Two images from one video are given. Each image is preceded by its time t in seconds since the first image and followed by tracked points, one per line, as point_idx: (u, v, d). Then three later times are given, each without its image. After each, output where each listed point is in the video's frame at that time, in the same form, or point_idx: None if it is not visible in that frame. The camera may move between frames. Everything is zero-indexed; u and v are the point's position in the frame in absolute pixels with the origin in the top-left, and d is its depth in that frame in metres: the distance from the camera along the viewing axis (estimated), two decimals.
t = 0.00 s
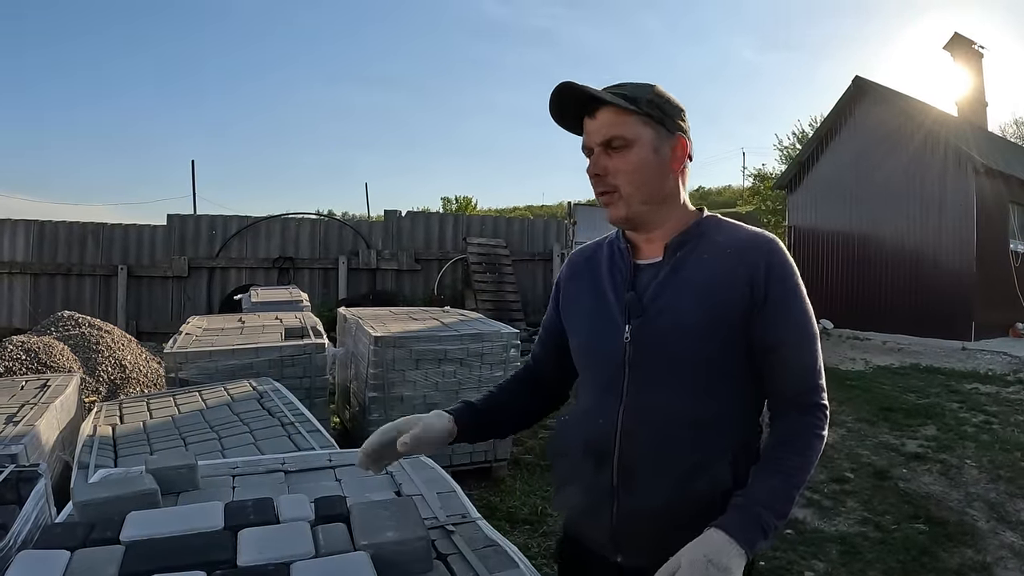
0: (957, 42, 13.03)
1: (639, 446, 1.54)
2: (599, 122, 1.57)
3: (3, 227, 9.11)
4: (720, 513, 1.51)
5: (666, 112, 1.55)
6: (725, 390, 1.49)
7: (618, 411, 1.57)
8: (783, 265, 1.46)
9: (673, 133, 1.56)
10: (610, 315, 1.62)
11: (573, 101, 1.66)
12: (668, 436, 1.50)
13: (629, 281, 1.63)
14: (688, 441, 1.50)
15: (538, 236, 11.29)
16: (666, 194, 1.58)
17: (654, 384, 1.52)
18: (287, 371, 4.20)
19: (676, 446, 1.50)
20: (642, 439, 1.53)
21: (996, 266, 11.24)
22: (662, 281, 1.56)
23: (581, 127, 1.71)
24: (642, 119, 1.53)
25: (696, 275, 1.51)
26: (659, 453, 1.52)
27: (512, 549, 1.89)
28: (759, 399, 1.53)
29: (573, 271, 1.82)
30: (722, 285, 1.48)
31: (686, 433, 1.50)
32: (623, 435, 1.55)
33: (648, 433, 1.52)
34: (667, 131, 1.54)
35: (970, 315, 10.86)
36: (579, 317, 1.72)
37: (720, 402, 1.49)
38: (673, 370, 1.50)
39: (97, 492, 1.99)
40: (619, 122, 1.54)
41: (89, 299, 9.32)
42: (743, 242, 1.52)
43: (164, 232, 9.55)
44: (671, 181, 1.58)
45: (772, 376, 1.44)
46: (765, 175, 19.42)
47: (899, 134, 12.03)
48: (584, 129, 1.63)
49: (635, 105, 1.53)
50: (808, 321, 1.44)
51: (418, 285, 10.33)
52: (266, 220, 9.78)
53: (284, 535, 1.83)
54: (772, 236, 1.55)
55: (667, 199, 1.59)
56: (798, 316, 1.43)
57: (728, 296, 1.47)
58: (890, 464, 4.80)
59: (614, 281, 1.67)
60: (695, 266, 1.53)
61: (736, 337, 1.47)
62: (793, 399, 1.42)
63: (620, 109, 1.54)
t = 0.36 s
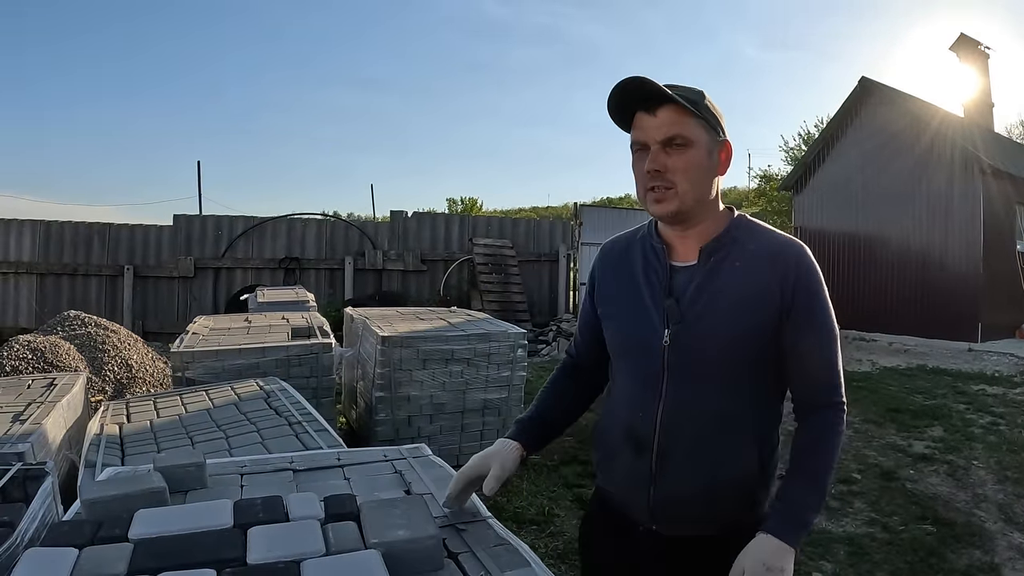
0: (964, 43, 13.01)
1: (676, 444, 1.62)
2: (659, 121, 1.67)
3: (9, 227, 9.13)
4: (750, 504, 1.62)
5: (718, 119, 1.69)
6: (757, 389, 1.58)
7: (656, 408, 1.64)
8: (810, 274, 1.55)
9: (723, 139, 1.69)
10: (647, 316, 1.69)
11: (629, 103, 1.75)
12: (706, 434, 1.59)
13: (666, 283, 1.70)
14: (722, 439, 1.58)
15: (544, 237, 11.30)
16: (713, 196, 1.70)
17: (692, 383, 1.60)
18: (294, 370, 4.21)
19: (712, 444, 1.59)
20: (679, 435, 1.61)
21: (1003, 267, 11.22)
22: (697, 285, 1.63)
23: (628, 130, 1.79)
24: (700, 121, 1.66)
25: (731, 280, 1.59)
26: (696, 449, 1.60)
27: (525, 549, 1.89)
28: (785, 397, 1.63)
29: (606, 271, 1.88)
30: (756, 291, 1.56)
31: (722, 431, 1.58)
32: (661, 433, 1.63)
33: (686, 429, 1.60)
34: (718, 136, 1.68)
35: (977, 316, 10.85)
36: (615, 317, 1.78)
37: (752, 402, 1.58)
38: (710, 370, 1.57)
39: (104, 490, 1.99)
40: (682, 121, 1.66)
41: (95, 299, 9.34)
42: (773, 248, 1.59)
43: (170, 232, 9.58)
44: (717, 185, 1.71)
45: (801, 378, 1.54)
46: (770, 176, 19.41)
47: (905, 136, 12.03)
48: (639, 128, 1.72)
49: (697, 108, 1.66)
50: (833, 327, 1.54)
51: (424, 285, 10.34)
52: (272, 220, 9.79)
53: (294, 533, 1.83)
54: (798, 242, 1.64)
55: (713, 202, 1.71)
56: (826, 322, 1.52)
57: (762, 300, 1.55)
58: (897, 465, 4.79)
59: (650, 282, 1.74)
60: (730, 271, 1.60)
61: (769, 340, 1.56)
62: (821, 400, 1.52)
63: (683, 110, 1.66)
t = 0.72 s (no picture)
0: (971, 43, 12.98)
1: (675, 427, 1.73)
2: (664, 124, 1.82)
3: (16, 226, 9.16)
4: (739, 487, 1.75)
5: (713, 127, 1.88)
6: (749, 378, 1.73)
7: (656, 393, 1.75)
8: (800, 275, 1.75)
9: (717, 145, 1.88)
10: (646, 305, 1.80)
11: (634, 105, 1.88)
12: (705, 417, 1.72)
13: (664, 274, 1.82)
14: (721, 422, 1.72)
15: (551, 237, 11.29)
16: (709, 197, 1.86)
17: (693, 369, 1.72)
18: (301, 370, 4.21)
19: (712, 427, 1.72)
20: (678, 417, 1.73)
21: (1013, 268, 11.18)
22: (697, 278, 1.77)
23: (629, 132, 1.92)
24: (701, 128, 1.83)
25: (729, 275, 1.74)
26: (693, 431, 1.72)
27: (535, 549, 1.89)
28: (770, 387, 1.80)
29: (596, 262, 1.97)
30: (754, 286, 1.72)
31: (720, 414, 1.72)
32: (660, 414, 1.74)
33: (685, 413, 1.72)
34: (714, 143, 1.86)
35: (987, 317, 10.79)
36: (611, 305, 1.89)
37: (748, 389, 1.73)
38: (709, 358, 1.71)
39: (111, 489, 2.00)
40: (687, 125, 1.82)
41: (102, 298, 9.36)
42: (764, 247, 1.78)
43: (177, 232, 9.60)
44: (712, 188, 1.88)
45: (790, 369, 1.72)
46: (778, 177, 19.38)
47: (912, 137, 12.02)
48: (645, 130, 1.85)
49: (700, 115, 1.83)
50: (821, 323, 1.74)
51: (431, 286, 10.34)
52: (279, 220, 9.81)
53: (304, 533, 1.84)
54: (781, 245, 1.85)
55: (707, 205, 1.87)
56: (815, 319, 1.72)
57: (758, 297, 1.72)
58: (906, 466, 4.78)
59: (647, 275, 1.85)
60: (728, 266, 1.76)
61: (763, 333, 1.72)
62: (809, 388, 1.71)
63: (689, 115, 1.82)
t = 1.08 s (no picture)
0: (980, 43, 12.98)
1: (635, 418, 1.85)
2: (625, 132, 1.91)
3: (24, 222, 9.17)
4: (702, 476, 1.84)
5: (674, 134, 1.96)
6: (709, 371, 1.84)
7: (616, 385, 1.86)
8: (757, 275, 1.86)
9: (676, 153, 1.97)
10: (608, 302, 1.93)
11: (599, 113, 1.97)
12: (663, 409, 1.83)
13: (624, 275, 1.94)
14: (679, 414, 1.83)
15: (559, 236, 11.29)
16: (666, 202, 1.97)
17: (652, 362, 1.84)
18: (312, 367, 4.22)
19: (671, 418, 1.83)
20: (638, 407, 1.84)
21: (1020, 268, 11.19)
22: (656, 278, 1.88)
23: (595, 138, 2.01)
24: (660, 136, 1.92)
25: (687, 275, 1.86)
26: (653, 421, 1.83)
27: (557, 547, 1.89)
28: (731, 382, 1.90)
29: (561, 265, 2.09)
30: (711, 285, 1.84)
31: (679, 406, 1.83)
32: (620, 406, 1.86)
33: (644, 403, 1.84)
34: (673, 151, 1.95)
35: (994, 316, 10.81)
36: (576, 303, 2.00)
37: (706, 383, 1.84)
38: (667, 351, 1.83)
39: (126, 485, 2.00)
40: (647, 134, 1.91)
41: (110, 295, 9.37)
42: (722, 249, 1.90)
43: (186, 229, 9.62)
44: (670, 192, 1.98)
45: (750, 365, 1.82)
46: (784, 177, 19.38)
47: (921, 139, 12.08)
48: (607, 137, 1.94)
49: (660, 124, 1.92)
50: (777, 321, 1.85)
51: (440, 284, 10.33)
52: (287, 219, 9.87)
53: (324, 530, 1.84)
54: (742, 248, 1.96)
55: (664, 210, 1.97)
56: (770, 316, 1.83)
57: (714, 293, 1.83)
58: (915, 467, 4.79)
59: (608, 274, 1.96)
60: (685, 267, 1.88)
61: (720, 327, 1.83)
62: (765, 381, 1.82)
63: (649, 125, 1.91)
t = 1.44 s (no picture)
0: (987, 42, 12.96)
1: (611, 415, 1.86)
2: (577, 129, 1.86)
3: (32, 220, 9.19)
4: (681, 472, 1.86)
5: (636, 122, 1.87)
6: (686, 365, 1.86)
7: (591, 381, 1.87)
8: (735, 265, 1.88)
9: (637, 141, 1.88)
10: (582, 298, 1.93)
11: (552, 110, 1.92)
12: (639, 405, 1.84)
13: (599, 269, 1.94)
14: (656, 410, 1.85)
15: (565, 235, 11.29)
16: (629, 195, 1.91)
17: (628, 357, 1.85)
18: (321, 364, 4.23)
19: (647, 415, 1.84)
20: (613, 402, 1.85)
21: None
22: (630, 273, 1.89)
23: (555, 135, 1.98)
24: (615, 128, 1.85)
25: (662, 268, 1.87)
26: (629, 417, 1.85)
27: (573, 541, 1.88)
28: (711, 376, 1.93)
29: (538, 261, 2.09)
30: (687, 279, 1.85)
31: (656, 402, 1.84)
32: (596, 402, 1.86)
33: (620, 399, 1.85)
34: (632, 140, 1.87)
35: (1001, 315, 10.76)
36: (551, 298, 2.00)
37: (683, 378, 1.86)
38: (642, 345, 1.84)
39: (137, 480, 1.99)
40: (597, 130, 1.84)
41: (117, 293, 9.39)
42: (699, 240, 1.91)
43: (192, 227, 9.65)
44: (634, 184, 1.91)
45: (731, 360, 1.86)
46: (790, 176, 19.36)
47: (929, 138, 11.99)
48: (561, 136, 1.91)
49: (610, 117, 1.84)
50: (755, 312, 1.87)
51: (446, 282, 10.35)
52: (295, 217, 9.88)
53: (339, 524, 1.81)
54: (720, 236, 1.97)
55: (630, 202, 1.92)
56: (749, 308, 1.86)
57: (689, 288, 1.85)
58: (923, 466, 4.79)
59: (583, 269, 1.97)
60: (662, 260, 1.88)
61: (697, 321, 1.85)
62: (744, 376, 1.86)
63: (599, 119, 1.84)
